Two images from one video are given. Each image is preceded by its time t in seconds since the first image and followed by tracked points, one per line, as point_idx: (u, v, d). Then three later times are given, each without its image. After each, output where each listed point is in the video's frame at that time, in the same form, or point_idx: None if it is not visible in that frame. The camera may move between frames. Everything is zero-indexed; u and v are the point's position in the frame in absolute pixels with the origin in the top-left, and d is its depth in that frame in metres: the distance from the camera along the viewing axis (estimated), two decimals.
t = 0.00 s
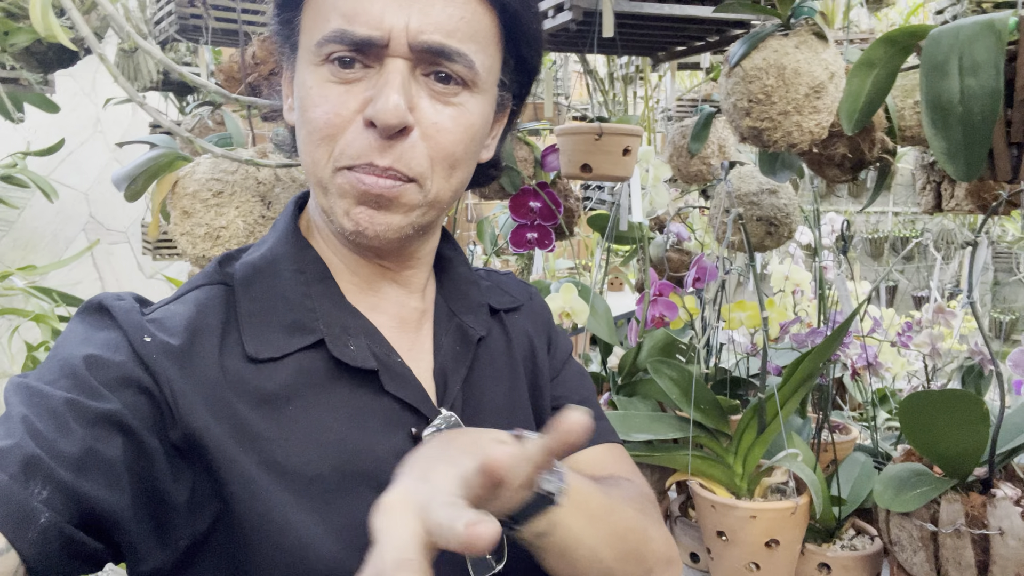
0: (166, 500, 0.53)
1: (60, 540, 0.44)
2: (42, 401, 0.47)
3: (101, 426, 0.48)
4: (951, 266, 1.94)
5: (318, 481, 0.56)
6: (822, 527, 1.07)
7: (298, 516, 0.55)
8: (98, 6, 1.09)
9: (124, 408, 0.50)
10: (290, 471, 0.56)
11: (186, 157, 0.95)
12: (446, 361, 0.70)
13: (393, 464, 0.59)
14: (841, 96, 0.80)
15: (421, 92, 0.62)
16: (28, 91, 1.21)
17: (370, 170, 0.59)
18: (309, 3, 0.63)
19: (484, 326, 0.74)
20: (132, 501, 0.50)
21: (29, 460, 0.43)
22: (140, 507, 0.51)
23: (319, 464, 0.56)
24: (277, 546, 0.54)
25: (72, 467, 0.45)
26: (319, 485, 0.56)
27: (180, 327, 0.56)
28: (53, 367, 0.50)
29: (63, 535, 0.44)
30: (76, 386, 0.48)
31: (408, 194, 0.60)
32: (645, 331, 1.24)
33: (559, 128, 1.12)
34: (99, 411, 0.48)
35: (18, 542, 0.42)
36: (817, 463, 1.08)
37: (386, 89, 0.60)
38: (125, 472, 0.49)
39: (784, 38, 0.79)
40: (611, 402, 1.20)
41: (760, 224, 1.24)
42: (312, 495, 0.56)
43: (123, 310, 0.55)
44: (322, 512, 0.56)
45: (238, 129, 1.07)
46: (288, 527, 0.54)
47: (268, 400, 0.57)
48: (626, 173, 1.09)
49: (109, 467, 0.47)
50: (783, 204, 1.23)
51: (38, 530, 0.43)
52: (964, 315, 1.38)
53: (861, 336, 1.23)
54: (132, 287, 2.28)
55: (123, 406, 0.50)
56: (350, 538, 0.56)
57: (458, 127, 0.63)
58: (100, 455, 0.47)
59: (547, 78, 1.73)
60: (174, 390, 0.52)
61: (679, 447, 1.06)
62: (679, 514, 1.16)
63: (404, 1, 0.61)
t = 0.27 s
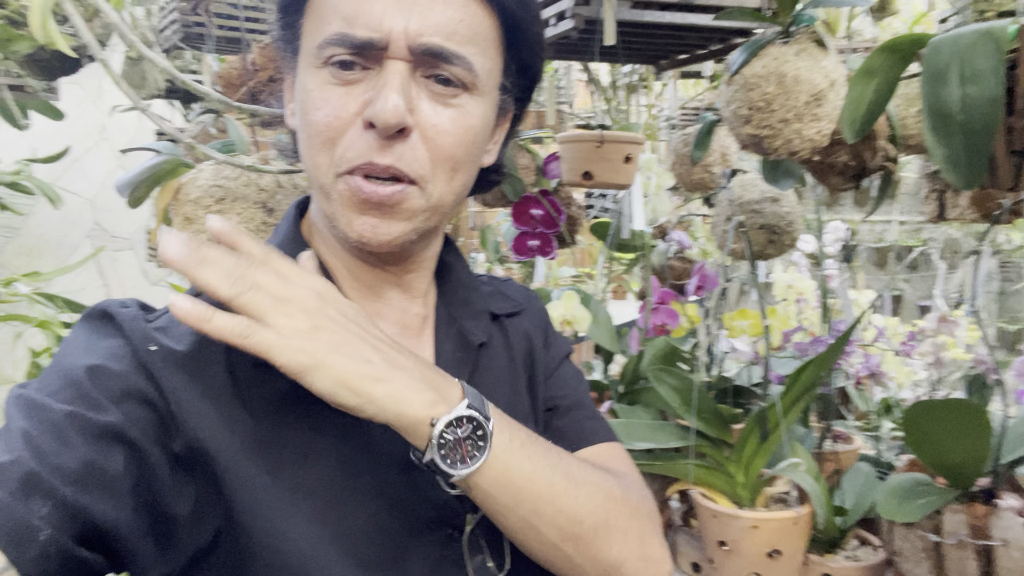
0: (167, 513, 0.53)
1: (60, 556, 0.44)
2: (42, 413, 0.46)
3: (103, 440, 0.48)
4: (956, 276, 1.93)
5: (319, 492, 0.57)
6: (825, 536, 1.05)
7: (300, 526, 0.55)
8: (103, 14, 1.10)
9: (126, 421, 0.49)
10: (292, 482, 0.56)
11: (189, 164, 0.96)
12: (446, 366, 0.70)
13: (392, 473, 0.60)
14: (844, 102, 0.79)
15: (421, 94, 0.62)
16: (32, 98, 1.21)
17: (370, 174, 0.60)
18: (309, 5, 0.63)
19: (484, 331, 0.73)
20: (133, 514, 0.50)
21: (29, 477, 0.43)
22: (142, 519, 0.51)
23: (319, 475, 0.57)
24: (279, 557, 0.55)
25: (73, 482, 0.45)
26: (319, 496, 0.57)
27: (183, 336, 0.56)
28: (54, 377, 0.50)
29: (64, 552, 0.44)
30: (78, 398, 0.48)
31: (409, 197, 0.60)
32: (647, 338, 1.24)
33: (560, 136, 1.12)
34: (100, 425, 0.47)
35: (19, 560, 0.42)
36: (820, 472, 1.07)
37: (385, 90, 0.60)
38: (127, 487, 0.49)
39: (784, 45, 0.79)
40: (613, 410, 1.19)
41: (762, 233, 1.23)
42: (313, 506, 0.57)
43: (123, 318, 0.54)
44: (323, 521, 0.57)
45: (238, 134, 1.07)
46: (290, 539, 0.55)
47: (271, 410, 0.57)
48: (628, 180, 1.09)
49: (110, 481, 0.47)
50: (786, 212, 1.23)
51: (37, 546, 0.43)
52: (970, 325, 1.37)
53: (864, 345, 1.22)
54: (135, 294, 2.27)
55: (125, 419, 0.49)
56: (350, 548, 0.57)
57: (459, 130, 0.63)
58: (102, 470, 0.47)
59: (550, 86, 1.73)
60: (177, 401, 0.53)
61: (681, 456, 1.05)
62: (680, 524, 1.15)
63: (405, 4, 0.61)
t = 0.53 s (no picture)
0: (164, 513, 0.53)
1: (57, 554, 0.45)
2: (47, 411, 0.47)
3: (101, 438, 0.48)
4: (968, 277, 1.91)
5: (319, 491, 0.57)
6: (835, 538, 1.04)
7: (299, 526, 0.55)
8: (111, 15, 1.11)
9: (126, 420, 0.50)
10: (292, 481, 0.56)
11: (196, 163, 0.96)
12: (452, 363, 0.69)
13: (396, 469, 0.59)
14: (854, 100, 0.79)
15: (426, 90, 0.62)
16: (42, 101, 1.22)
17: (376, 173, 0.60)
18: (315, 2, 0.63)
19: (489, 325, 0.73)
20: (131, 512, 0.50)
21: (29, 472, 0.45)
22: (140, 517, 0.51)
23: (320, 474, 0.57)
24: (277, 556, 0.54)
25: (74, 480, 0.46)
26: (320, 494, 0.57)
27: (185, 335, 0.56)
28: (57, 374, 0.50)
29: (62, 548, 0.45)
30: (79, 396, 0.48)
31: (415, 195, 0.60)
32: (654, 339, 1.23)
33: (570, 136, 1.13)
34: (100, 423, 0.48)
35: (17, 557, 0.43)
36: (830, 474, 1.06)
37: (392, 86, 0.60)
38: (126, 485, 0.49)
39: (792, 42, 0.78)
40: (620, 411, 1.18)
41: (771, 232, 1.23)
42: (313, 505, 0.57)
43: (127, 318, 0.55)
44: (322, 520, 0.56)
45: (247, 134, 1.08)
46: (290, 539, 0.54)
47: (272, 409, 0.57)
48: (635, 179, 1.08)
49: (108, 479, 0.48)
50: (795, 211, 1.22)
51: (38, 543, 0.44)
52: (982, 325, 1.36)
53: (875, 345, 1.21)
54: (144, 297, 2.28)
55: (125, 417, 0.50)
56: (348, 547, 0.56)
57: (465, 127, 0.63)
58: (100, 468, 0.47)
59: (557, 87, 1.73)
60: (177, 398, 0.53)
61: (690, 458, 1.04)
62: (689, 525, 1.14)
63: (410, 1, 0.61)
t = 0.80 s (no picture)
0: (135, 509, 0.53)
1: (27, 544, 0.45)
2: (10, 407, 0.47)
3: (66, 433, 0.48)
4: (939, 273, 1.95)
5: (295, 483, 0.56)
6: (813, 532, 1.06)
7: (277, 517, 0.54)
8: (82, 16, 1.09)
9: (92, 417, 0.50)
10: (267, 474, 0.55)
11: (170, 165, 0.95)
12: (428, 356, 0.69)
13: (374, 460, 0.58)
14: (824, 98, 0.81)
15: (401, 95, 0.62)
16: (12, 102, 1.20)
17: (349, 176, 0.60)
18: (290, 4, 0.63)
19: (466, 317, 0.74)
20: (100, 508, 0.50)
21: None
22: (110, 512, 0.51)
23: (295, 466, 0.56)
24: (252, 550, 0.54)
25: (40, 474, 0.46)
26: (297, 486, 0.56)
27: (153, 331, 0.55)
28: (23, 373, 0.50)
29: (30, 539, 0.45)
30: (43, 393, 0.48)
31: (387, 200, 0.61)
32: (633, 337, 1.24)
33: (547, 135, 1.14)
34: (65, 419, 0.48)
35: None
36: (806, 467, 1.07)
37: (367, 90, 0.60)
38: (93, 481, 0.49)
39: (763, 42, 0.80)
40: (599, 408, 1.19)
41: (746, 231, 1.22)
42: (290, 497, 0.56)
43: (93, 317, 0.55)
44: (299, 513, 0.56)
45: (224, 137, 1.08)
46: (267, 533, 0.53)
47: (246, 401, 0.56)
48: (612, 179, 1.09)
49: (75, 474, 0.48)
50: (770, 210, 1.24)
51: (12, 527, 0.44)
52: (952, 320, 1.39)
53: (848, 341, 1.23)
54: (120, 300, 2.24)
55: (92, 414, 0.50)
56: (328, 537, 0.56)
57: (438, 132, 0.63)
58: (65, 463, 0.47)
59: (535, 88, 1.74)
60: (145, 392, 0.53)
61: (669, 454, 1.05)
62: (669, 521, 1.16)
63: (387, 4, 0.61)
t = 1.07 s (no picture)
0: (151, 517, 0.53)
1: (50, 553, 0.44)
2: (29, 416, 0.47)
3: (86, 440, 0.48)
4: (949, 275, 1.94)
5: (311, 489, 0.56)
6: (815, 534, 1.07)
7: (294, 522, 0.54)
8: None
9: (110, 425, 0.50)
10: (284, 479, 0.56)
11: (188, 151, 0.95)
12: (448, 360, 0.69)
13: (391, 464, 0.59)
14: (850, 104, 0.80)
15: (439, 93, 0.62)
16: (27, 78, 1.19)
17: (385, 173, 0.60)
18: None
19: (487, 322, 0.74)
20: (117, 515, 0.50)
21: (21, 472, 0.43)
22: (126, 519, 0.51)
23: (312, 472, 0.56)
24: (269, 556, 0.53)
25: (62, 480, 0.45)
26: (314, 492, 0.56)
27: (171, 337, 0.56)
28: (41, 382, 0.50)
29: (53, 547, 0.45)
30: (62, 401, 0.48)
31: (422, 198, 0.60)
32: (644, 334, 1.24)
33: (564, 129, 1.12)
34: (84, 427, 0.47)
35: (8, 558, 0.42)
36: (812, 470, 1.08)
37: (406, 88, 0.59)
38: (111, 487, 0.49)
39: (793, 47, 0.78)
40: (607, 404, 1.20)
41: (761, 231, 1.24)
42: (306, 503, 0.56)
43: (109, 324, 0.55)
44: (316, 518, 0.56)
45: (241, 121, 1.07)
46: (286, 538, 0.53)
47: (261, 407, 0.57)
48: (630, 176, 1.09)
49: (94, 481, 0.48)
50: (785, 211, 1.23)
51: (27, 542, 0.43)
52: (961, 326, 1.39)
53: (859, 345, 1.23)
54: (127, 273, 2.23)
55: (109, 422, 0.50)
56: (347, 542, 0.56)
57: (473, 131, 0.63)
58: (85, 468, 0.47)
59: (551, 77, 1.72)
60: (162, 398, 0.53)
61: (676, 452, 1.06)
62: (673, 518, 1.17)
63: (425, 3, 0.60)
